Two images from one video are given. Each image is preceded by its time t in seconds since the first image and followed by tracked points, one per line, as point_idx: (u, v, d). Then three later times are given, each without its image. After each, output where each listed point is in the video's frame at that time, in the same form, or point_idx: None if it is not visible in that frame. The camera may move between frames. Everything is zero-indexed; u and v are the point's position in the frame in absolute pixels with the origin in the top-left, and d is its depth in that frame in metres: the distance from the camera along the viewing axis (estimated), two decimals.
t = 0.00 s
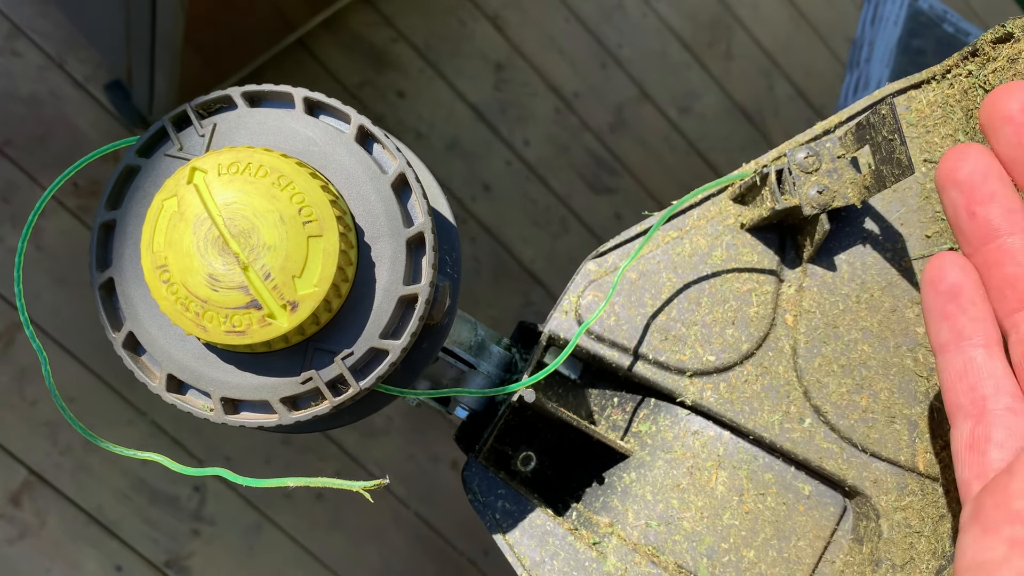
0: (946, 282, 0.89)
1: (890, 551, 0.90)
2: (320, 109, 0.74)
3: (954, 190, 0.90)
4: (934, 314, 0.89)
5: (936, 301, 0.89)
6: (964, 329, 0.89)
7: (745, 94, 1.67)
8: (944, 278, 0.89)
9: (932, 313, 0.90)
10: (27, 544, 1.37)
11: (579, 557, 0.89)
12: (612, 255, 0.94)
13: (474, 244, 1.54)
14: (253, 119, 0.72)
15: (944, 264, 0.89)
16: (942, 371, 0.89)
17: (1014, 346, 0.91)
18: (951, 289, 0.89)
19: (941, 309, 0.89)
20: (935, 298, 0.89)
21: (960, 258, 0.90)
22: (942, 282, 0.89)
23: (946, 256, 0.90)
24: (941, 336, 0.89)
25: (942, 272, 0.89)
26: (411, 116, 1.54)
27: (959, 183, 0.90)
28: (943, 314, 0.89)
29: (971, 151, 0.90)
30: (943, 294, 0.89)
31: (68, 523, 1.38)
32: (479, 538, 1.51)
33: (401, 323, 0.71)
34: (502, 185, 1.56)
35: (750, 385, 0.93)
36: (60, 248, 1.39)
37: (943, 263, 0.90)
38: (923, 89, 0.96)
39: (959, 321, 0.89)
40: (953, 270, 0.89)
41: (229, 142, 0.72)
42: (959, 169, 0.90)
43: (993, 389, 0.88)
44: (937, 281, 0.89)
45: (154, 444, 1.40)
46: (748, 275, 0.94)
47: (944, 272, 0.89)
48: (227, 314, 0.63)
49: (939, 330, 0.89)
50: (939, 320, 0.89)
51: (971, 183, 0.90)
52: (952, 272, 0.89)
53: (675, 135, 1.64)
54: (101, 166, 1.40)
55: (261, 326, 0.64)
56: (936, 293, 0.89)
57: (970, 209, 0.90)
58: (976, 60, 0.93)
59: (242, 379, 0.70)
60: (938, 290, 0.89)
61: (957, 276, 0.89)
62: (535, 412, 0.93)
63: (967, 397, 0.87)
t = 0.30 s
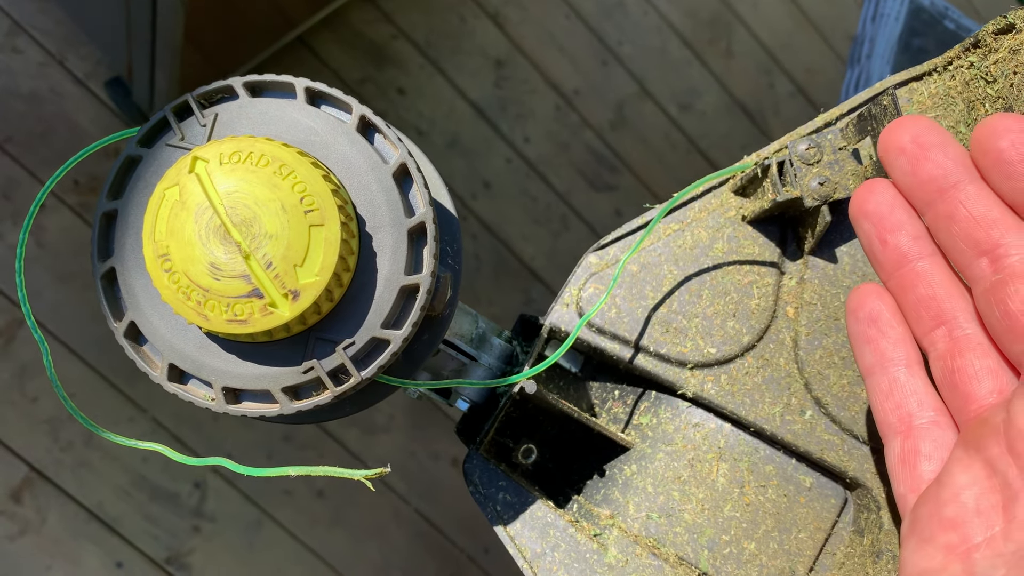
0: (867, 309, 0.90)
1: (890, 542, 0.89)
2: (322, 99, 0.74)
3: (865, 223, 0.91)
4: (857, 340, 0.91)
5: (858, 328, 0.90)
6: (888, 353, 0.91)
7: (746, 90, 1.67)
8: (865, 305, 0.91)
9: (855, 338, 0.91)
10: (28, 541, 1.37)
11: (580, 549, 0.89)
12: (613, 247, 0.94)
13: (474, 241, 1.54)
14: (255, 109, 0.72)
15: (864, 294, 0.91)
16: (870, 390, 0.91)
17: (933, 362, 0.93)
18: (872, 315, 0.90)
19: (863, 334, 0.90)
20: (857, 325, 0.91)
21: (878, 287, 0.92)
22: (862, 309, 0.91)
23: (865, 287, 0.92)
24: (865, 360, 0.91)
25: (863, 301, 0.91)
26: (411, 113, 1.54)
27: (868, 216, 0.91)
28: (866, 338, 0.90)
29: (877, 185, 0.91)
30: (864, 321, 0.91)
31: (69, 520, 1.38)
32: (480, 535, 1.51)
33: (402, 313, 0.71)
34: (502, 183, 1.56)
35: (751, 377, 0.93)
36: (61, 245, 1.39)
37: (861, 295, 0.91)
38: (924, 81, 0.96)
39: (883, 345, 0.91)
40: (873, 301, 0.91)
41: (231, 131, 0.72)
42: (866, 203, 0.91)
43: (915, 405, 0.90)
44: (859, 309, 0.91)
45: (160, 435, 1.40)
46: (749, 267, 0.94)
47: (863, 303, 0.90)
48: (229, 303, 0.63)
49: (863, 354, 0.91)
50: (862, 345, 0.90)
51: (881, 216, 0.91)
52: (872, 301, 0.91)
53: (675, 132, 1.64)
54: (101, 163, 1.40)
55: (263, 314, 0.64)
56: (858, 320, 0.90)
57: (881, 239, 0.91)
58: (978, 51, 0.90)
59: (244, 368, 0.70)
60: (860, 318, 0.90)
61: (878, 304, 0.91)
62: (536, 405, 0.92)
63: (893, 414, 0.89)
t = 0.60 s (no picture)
0: (871, 305, 0.90)
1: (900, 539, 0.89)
2: (331, 94, 0.74)
3: (870, 222, 0.90)
4: (862, 336, 0.90)
5: (863, 325, 0.90)
6: (892, 349, 0.91)
7: (747, 89, 1.67)
8: (869, 302, 0.91)
9: (859, 335, 0.91)
10: (30, 539, 1.37)
11: (587, 546, 0.89)
12: (620, 244, 0.94)
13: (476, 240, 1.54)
14: (265, 104, 0.72)
15: (869, 291, 0.91)
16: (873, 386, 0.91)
17: (936, 358, 0.94)
18: (876, 312, 0.90)
19: (868, 330, 0.90)
20: (862, 321, 0.90)
21: (881, 284, 0.92)
22: (867, 306, 0.90)
23: (869, 284, 0.92)
24: (870, 356, 0.90)
25: (868, 298, 0.91)
26: (413, 112, 1.54)
27: (874, 215, 0.90)
28: (870, 335, 0.90)
29: (881, 185, 0.91)
30: (868, 318, 0.90)
31: (71, 518, 1.38)
32: (482, 534, 1.51)
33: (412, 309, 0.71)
34: (504, 181, 1.56)
35: (758, 374, 0.93)
36: (63, 243, 1.39)
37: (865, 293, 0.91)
38: (932, 78, 0.95)
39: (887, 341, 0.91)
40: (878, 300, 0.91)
41: (240, 126, 0.72)
42: (872, 202, 0.90)
43: (918, 400, 0.90)
44: (863, 305, 0.91)
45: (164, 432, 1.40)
46: (756, 264, 0.94)
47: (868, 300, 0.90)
48: (239, 298, 0.63)
49: (866, 351, 0.90)
50: (866, 341, 0.90)
51: (886, 214, 0.90)
52: (876, 298, 0.91)
53: (677, 131, 1.64)
54: (104, 161, 1.39)
55: (273, 309, 0.64)
56: (862, 317, 0.90)
57: (886, 237, 0.91)
58: (987, 47, 0.91)
59: (253, 363, 0.70)
60: (864, 314, 0.90)
61: (883, 301, 0.91)
62: (542, 402, 0.93)
63: (896, 409, 0.89)
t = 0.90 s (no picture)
0: (895, 305, 0.91)
1: (901, 538, 0.89)
2: (336, 93, 0.74)
3: (895, 221, 0.92)
4: (884, 335, 0.91)
5: (886, 325, 0.90)
6: (915, 349, 0.91)
7: (748, 90, 1.67)
8: (892, 302, 0.91)
9: (882, 334, 0.91)
10: (30, 538, 1.37)
11: (590, 544, 0.90)
12: (623, 244, 0.95)
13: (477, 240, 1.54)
14: (270, 102, 0.72)
15: (892, 291, 0.91)
16: (896, 386, 0.91)
17: (961, 359, 0.93)
18: (900, 312, 0.90)
19: (890, 330, 0.90)
20: (885, 321, 0.91)
21: (906, 284, 0.92)
22: (890, 306, 0.91)
23: (893, 283, 0.92)
24: (892, 356, 0.91)
25: (891, 298, 0.91)
26: (414, 112, 1.54)
27: (899, 214, 0.92)
28: (893, 335, 0.90)
29: (907, 184, 0.93)
30: (891, 318, 0.91)
31: (71, 518, 1.38)
32: (483, 534, 1.51)
33: (417, 307, 0.71)
34: (505, 181, 1.56)
35: (761, 372, 0.93)
36: (63, 242, 1.39)
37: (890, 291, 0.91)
38: (934, 78, 0.97)
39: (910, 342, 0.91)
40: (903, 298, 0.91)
41: (246, 125, 0.72)
42: (897, 201, 0.92)
43: (941, 400, 0.90)
44: (886, 305, 0.91)
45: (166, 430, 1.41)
46: (759, 263, 0.95)
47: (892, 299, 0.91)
48: (245, 295, 0.63)
49: (889, 350, 0.91)
50: (889, 341, 0.91)
51: (910, 214, 0.92)
52: (900, 298, 0.91)
53: (678, 132, 1.64)
54: (105, 161, 1.39)
55: (279, 307, 0.64)
56: (885, 317, 0.91)
57: (910, 237, 0.92)
58: (990, 47, 0.90)
59: (258, 360, 0.70)
60: (887, 314, 0.91)
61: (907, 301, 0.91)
62: (545, 402, 0.93)
63: (919, 410, 0.89)
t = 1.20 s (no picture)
0: (895, 308, 0.90)
1: (900, 541, 0.89)
2: (334, 96, 0.74)
3: (895, 225, 0.92)
4: (885, 338, 0.91)
5: (885, 328, 0.90)
6: (914, 352, 0.91)
7: (748, 91, 1.67)
8: (892, 305, 0.91)
9: (882, 338, 0.91)
10: (30, 539, 1.37)
11: (588, 548, 0.89)
12: (621, 246, 0.95)
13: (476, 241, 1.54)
14: (267, 106, 0.72)
15: (892, 294, 0.91)
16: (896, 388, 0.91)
17: (960, 361, 0.94)
18: (900, 314, 0.90)
19: (890, 333, 0.90)
20: (885, 324, 0.91)
21: (906, 287, 0.92)
22: (890, 308, 0.91)
23: (893, 286, 0.92)
24: (892, 358, 0.91)
25: (891, 300, 0.91)
26: (414, 113, 1.54)
27: (899, 218, 0.91)
28: (893, 337, 0.90)
29: (907, 188, 0.92)
30: (891, 320, 0.91)
31: (71, 518, 1.38)
32: (482, 535, 1.51)
33: (414, 310, 0.71)
34: (505, 182, 1.56)
35: (759, 376, 0.93)
36: (63, 243, 1.39)
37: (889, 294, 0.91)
38: (934, 81, 0.97)
39: (910, 344, 0.91)
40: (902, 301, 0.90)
41: (243, 128, 0.72)
42: (897, 205, 0.92)
43: (941, 402, 0.90)
44: (886, 308, 0.91)
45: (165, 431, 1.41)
46: (758, 266, 0.94)
47: (893, 303, 0.90)
48: (242, 299, 0.63)
49: (889, 353, 0.91)
50: (889, 343, 0.91)
51: (910, 218, 0.91)
52: (900, 301, 0.91)
53: (678, 132, 1.64)
54: (105, 162, 1.39)
55: (277, 311, 0.64)
56: (885, 320, 0.91)
57: (910, 241, 0.92)
58: (988, 50, 0.90)
59: (256, 364, 0.70)
60: (887, 317, 0.90)
61: (906, 304, 0.91)
62: (544, 404, 0.92)
63: (919, 412, 0.89)
